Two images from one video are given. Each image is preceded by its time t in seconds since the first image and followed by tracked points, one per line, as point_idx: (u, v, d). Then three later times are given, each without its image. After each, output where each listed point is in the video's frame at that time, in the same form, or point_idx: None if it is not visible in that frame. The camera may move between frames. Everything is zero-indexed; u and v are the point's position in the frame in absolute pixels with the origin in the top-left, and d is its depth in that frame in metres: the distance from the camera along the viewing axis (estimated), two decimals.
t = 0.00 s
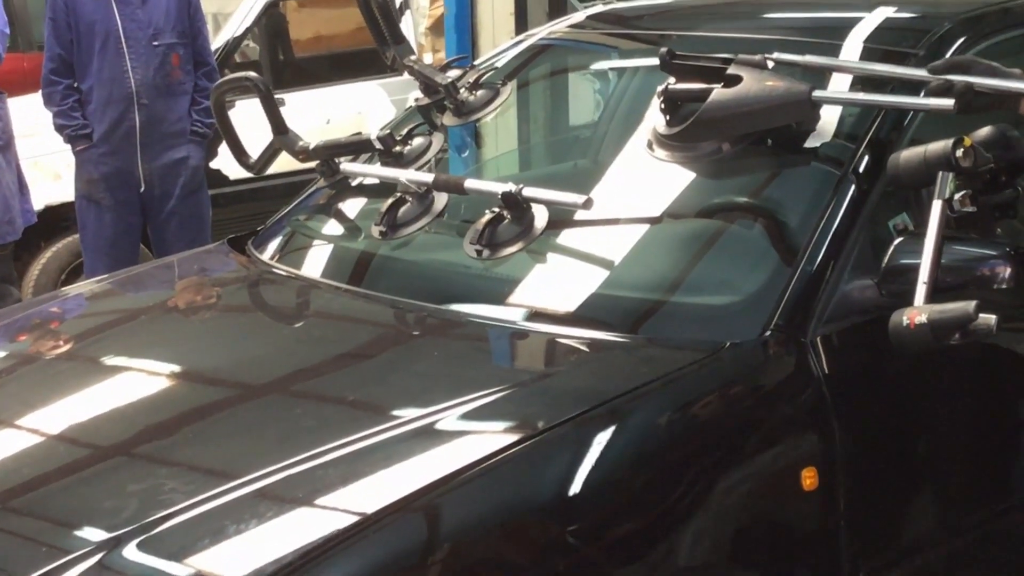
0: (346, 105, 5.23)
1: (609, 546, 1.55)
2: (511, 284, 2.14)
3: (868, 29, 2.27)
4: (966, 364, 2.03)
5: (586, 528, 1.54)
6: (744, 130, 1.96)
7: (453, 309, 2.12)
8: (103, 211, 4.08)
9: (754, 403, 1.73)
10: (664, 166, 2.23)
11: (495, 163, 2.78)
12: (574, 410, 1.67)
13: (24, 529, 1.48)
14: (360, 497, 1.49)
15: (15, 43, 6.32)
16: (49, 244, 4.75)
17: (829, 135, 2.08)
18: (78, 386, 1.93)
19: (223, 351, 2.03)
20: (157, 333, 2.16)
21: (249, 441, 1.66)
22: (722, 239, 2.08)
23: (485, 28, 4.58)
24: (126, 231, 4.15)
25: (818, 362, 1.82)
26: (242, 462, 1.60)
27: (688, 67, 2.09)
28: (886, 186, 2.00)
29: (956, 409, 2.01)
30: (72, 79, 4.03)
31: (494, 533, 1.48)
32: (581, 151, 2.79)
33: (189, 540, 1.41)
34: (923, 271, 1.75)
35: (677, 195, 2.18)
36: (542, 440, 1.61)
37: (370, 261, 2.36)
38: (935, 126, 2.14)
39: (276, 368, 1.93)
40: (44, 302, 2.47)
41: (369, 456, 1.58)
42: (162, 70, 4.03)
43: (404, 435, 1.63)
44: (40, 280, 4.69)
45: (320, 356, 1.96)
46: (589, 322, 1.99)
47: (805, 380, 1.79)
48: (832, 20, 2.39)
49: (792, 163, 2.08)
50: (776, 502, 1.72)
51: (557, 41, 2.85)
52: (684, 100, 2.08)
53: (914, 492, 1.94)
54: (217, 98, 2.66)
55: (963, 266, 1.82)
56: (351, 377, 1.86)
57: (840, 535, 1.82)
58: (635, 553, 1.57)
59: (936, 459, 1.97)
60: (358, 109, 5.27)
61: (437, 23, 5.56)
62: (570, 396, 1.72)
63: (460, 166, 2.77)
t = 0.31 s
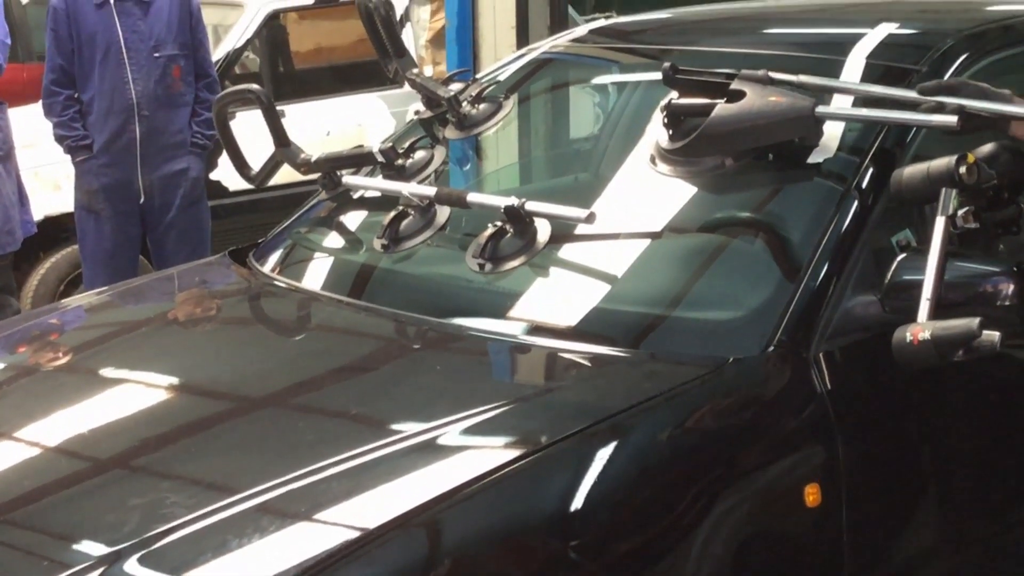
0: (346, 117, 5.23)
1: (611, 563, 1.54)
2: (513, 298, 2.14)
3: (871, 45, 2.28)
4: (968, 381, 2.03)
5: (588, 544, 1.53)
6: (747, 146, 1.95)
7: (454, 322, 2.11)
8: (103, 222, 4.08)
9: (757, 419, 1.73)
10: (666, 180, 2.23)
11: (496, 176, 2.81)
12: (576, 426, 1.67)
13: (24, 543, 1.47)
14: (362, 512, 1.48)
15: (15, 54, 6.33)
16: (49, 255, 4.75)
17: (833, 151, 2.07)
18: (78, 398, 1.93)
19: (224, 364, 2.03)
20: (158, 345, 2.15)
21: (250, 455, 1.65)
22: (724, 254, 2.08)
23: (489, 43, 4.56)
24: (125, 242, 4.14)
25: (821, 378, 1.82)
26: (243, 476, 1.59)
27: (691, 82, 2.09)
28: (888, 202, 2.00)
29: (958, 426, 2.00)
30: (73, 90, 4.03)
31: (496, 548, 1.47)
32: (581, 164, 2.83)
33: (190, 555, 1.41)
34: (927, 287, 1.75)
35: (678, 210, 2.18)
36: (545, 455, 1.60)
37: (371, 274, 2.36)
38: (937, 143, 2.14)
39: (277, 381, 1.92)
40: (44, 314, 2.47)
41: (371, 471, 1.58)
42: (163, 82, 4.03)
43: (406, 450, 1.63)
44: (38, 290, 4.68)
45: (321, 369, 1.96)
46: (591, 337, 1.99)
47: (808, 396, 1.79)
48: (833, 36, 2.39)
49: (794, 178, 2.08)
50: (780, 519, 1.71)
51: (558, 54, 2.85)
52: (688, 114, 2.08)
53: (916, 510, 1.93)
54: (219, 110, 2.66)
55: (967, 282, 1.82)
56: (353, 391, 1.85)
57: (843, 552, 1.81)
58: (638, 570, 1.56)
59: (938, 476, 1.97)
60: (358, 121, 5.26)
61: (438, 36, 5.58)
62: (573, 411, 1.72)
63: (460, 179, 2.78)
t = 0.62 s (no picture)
0: (343, 132, 5.20)
1: None
2: (511, 315, 2.13)
3: (870, 64, 2.28)
4: (968, 400, 2.02)
5: (587, 563, 1.52)
6: (746, 164, 1.95)
7: (453, 340, 2.11)
8: (99, 237, 4.06)
9: (757, 439, 1.72)
10: (665, 198, 2.23)
11: (494, 192, 2.84)
12: (576, 444, 1.66)
13: (20, 561, 1.46)
14: (361, 530, 1.47)
15: (12, 68, 6.34)
16: (45, 269, 4.74)
17: (833, 169, 2.07)
18: (74, 414, 1.92)
19: (221, 380, 2.02)
20: (155, 362, 2.15)
21: (248, 473, 1.64)
22: (723, 273, 2.08)
23: (486, 54, 4.50)
24: (122, 256, 4.13)
25: (821, 397, 1.81)
26: (241, 494, 1.58)
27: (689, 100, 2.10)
28: (889, 220, 2.00)
29: (958, 445, 1.99)
30: (71, 104, 4.02)
31: (496, 568, 1.46)
32: (579, 181, 2.83)
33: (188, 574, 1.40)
34: (927, 305, 1.75)
35: (678, 228, 2.18)
36: (544, 474, 1.60)
37: (369, 290, 2.36)
38: (937, 161, 2.14)
39: (275, 398, 1.91)
40: (40, 330, 2.46)
41: (370, 489, 1.57)
42: (161, 97, 4.03)
43: (405, 468, 1.62)
44: (35, 305, 4.67)
45: (319, 386, 1.95)
46: (590, 355, 1.98)
47: (808, 414, 1.78)
48: (831, 54, 2.40)
49: (794, 196, 2.08)
50: (781, 540, 1.70)
51: (557, 71, 2.85)
52: (687, 132, 2.08)
53: (917, 529, 1.92)
54: (218, 126, 2.65)
55: (967, 301, 1.81)
56: (351, 408, 1.84)
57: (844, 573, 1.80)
58: None
59: (938, 496, 1.96)
60: (355, 136, 5.23)
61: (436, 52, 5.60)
62: (572, 429, 1.71)
63: (457, 196, 2.81)
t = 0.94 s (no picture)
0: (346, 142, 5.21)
1: None
2: (515, 327, 2.13)
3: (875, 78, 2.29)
4: (973, 416, 2.01)
5: None
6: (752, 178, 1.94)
7: (456, 351, 2.10)
8: (101, 245, 4.06)
9: (762, 453, 1.72)
10: (671, 211, 2.23)
11: (498, 203, 2.83)
12: (579, 458, 1.65)
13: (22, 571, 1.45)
14: (364, 543, 1.47)
15: (14, 75, 6.35)
16: (46, 277, 4.73)
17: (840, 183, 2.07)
18: (76, 423, 1.91)
19: (223, 389, 2.01)
20: (156, 370, 2.14)
21: (251, 483, 1.64)
22: (728, 286, 2.08)
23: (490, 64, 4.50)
24: (124, 265, 4.12)
25: (826, 412, 1.81)
26: (244, 505, 1.57)
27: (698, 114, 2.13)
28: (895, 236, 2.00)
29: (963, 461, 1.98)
30: (75, 113, 4.02)
31: None
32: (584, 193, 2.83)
33: None
34: (934, 321, 1.75)
35: (682, 241, 2.18)
36: (547, 488, 1.59)
37: (372, 301, 2.35)
38: (943, 176, 2.14)
39: (277, 408, 1.91)
40: (42, 338, 2.45)
41: (373, 501, 1.56)
42: (165, 106, 4.03)
43: (408, 480, 1.61)
44: (35, 312, 4.67)
45: (322, 396, 1.94)
46: (594, 368, 1.98)
47: (813, 429, 1.78)
48: (836, 68, 2.40)
49: (799, 211, 2.08)
50: (785, 555, 1.69)
51: (562, 83, 2.84)
52: (695, 144, 2.08)
53: (921, 545, 1.91)
54: (223, 135, 2.65)
55: (973, 317, 1.81)
56: (354, 419, 1.84)
57: None
58: None
59: (943, 512, 1.95)
60: (357, 146, 5.24)
61: (439, 63, 5.61)
62: (576, 442, 1.70)
63: (461, 207, 2.77)
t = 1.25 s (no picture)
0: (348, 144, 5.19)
1: None
2: (516, 333, 2.11)
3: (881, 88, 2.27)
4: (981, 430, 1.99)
5: None
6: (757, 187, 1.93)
7: (458, 357, 2.09)
8: (101, 246, 4.04)
9: (766, 464, 1.70)
10: (676, 218, 2.22)
11: (500, 208, 2.81)
12: (582, 466, 1.64)
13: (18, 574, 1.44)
14: (365, 550, 1.46)
15: (14, 73, 6.33)
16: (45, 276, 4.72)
17: (846, 193, 2.06)
18: (73, 424, 1.90)
19: (223, 392, 2.00)
20: (155, 372, 2.13)
21: (250, 488, 1.63)
22: (731, 295, 2.06)
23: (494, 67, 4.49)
24: (123, 266, 4.11)
25: (830, 422, 1.80)
26: (243, 510, 1.56)
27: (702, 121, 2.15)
28: (901, 247, 1.99)
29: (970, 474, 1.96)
30: (76, 112, 4.01)
31: None
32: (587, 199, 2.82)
33: None
34: (940, 332, 1.74)
35: (685, 248, 2.17)
36: (549, 496, 1.58)
37: (372, 305, 2.34)
38: (949, 186, 2.13)
39: (277, 411, 1.89)
40: (41, 339, 2.44)
41: (374, 508, 1.55)
42: (167, 106, 4.02)
43: (409, 487, 1.60)
44: (34, 312, 4.65)
45: (323, 400, 1.93)
46: (596, 375, 1.96)
47: (816, 441, 1.77)
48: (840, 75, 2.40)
49: (803, 220, 2.07)
50: (786, 566, 1.68)
51: (565, 89, 2.84)
52: (700, 151, 2.06)
53: (925, 558, 1.89)
54: (225, 136, 2.64)
55: (977, 329, 1.80)
56: (354, 424, 1.82)
57: None
58: None
59: (948, 526, 1.93)
60: (359, 148, 5.22)
61: (441, 66, 5.61)
62: (578, 451, 1.69)
63: (461, 211, 2.77)
